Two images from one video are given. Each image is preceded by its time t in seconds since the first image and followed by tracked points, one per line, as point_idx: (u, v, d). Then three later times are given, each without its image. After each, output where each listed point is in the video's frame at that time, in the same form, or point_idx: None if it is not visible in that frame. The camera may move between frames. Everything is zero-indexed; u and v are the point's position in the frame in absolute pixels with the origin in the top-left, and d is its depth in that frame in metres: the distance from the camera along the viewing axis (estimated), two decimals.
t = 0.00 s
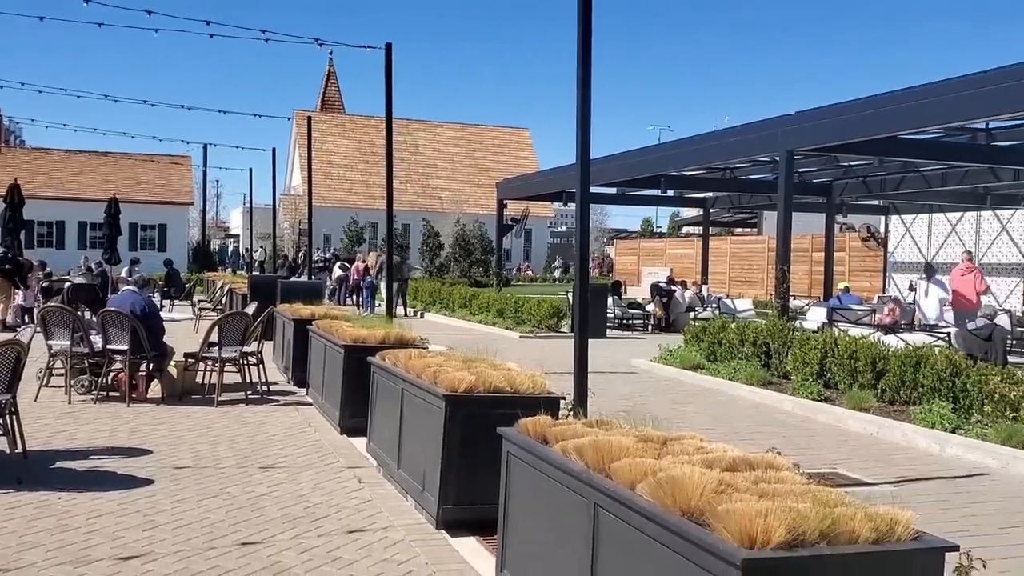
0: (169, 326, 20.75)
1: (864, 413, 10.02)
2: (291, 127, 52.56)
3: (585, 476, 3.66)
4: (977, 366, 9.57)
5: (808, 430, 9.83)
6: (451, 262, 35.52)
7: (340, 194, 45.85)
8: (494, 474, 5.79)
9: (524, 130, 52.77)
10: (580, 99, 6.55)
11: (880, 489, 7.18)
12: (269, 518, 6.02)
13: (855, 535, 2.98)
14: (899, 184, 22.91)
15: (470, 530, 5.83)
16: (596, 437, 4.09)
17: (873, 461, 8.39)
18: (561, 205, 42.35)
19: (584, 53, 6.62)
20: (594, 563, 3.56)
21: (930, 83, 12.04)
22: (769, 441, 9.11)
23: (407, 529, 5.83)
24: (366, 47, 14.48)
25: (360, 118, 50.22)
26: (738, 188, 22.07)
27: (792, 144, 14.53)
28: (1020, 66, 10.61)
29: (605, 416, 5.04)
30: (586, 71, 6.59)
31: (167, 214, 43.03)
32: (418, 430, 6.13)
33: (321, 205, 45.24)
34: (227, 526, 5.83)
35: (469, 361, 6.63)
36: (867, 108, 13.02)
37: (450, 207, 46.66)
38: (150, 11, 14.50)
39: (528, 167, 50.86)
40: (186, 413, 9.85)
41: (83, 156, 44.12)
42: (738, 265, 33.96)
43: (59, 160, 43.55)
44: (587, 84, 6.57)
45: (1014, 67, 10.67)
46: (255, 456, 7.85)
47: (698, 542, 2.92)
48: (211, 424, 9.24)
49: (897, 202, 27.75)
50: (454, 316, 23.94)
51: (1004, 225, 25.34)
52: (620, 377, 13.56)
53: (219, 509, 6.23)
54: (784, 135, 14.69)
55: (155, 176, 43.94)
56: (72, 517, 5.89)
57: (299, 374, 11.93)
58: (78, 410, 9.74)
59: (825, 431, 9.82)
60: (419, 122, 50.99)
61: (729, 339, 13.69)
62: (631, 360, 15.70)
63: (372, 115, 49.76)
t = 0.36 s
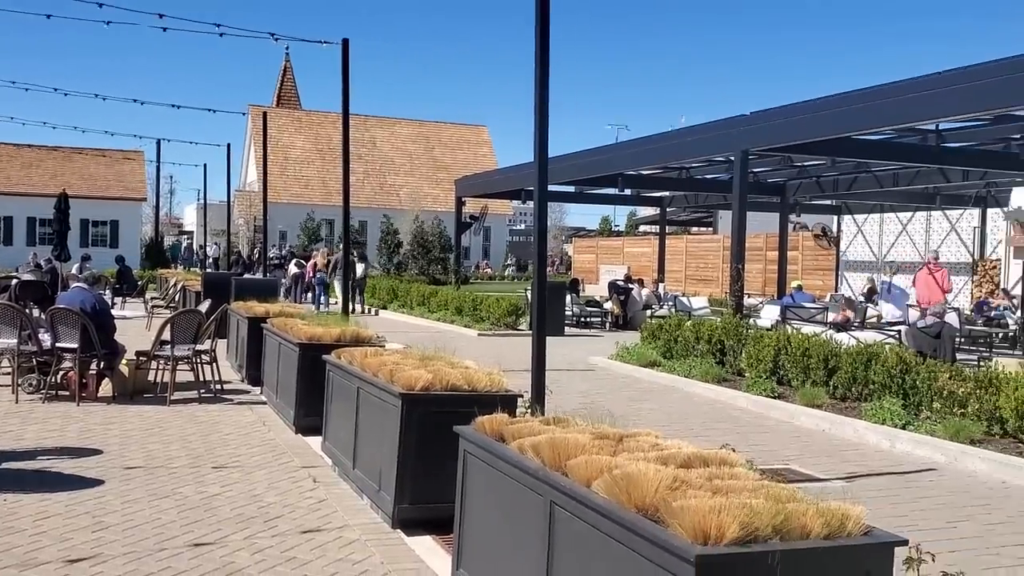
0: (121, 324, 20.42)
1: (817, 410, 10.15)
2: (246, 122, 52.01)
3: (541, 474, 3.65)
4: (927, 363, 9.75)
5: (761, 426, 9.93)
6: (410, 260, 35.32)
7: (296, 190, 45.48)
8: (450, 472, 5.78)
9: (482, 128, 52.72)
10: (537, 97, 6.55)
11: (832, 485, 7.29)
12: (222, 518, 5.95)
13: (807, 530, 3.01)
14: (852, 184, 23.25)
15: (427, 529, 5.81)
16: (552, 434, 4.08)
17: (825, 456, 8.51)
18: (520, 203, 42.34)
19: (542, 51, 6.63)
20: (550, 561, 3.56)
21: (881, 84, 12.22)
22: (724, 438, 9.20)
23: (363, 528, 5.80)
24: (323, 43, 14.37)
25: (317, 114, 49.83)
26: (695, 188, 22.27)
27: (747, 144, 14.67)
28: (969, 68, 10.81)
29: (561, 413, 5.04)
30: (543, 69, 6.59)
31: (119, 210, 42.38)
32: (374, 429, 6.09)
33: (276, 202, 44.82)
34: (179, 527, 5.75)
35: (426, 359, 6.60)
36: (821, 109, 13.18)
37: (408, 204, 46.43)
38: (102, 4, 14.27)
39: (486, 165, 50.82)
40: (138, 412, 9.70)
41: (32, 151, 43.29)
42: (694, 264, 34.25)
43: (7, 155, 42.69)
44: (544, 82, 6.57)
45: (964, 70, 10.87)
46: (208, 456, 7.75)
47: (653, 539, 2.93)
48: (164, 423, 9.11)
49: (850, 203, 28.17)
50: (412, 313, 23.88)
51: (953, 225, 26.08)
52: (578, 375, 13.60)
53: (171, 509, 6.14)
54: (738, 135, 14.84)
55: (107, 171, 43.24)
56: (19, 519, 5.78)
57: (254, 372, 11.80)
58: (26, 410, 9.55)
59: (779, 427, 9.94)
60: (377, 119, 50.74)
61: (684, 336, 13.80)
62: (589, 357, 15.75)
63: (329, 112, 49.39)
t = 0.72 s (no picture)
0: (78, 322, 20.11)
1: (777, 407, 10.25)
2: (207, 118, 51.47)
3: (503, 472, 3.65)
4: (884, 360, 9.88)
5: (722, 423, 10.01)
6: (373, 257, 35.06)
7: (258, 187, 45.07)
8: (413, 470, 5.76)
9: (447, 125, 52.58)
10: (501, 94, 6.55)
11: (792, 481, 7.36)
12: (180, 518, 5.89)
13: (765, 526, 3.04)
14: (812, 183, 23.49)
15: (389, 527, 5.79)
16: (515, 433, 4.08)
17: (785, 453, 8.59)
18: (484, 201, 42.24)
19: (505, 48, 6.62)
20: (511, 559, 3.56)
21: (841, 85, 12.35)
22: (685, 435, 9.25)
23: (324, 528, 5.76)
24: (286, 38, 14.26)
25: (280, 109, 49.44)
26: (658, 187, 22.41)
27: (709, 144, 14.77)
28: (927, 70, 10.96)
29: (525, 411, 5.04)
30: (507, 66, 6.58)
31: (77, 206, 41.77)
32: (336, 428, 6.05)
33: (237, 198, 44.40)
34: (136, 527, 5.67)
35: (389, 357, 6.56)
36: (782, 108, 13.29)
37: (371, 201, 46.18)
38: None
39: (450, 162, 50.69)
40: (96, 411, 9.57)
41: None
42: (657, 262, 34.42)
43: None
44: (508, 80, 6.56)
45: (922, 71, 11.01)
46: (167, 455, 7.65)
47: (615, 536, 2.94)
48: (122, 422, 8.99)
49: (811, 202, 28.48)
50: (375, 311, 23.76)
51: (911, 225, 26.48)
52: (541, 373, 13.63)
53: (128, 509, 6.06)
54: (701, 134, 14.94)
55: (64, 166, 42.59)
56: None
57: (214, 371, 11.68)
58: None
59: (740, 424, 10.03)
60: (340, 115, 50.44)
61: (647, 334, 13.87)
62: (552, 355, 15.78)
63: (292, 107, 49.02)
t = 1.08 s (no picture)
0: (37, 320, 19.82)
1: (740, 405, 10.34)
2: (171, 114, 50.92)
3: (467, 472, 3.65)
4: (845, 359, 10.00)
5: (686, 421, 10.08)
6: (339, 255, 34.83)
7: (222, 184, 44.66)
8: (377, 470, 5.74)
9: (414, 123, 52.42)
10: (467, 91, 6.54)
11: (754, 479, 7.43)
12: (141, 519, 5.82)
13: (727, 524, 3.06)
14: (775, 184, 23.70)
15: (353, 527, 5.77)
16: (480, 432, 4.08)
17: (748, 451, 8.66)
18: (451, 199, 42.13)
19: (472, 47, 6.61)
20: (475, 559, 3.56)
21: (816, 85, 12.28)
22: (649, 433, 9.30)
23: (287, 528, 5.72)
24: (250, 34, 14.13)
25: (244, 106, 49.03)
26: (625, 187, 22.52)
27: (675, 144, 14.85)
28: (890, 72, 11.08)
29: (490, 411, 5.04)
30: (474, 63, 6.58)
31: (36, 202, 41.17)
32: (299, 427, 6.02)
33: (201, 195, 43.98)
34: (95, 528, 5.60)
35: (353, 356, 6.53)
36: (757, 107, 13.21)
37: (337, 199, 45.93)
38: None
39: (417, 161, 50.54)
40: (55, 411, 9.43)
41: None
42: (623, 261, 34.56)
43: None
44: (475, 78, 6.56)
45: (885, 74, 11.13)
46: (128, 455, 7.56)
47: (578, 534, 2.95)
48: (82, 422, 8.87)
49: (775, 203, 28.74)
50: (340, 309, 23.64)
51: (873, 226, 26.81)
52: (507, 371, 13.63)
53: (88, 510, 5.98)
54: (667, 135, 15.01)
55: (23, 162, 41.95)
56: None
57: (176, 370, 11.56)
58: None
59: (704, 422, 10.10)
60: (306, 112, 50.11)
61: (613, 333, 13.93)
62: (518, 355, 15.78)
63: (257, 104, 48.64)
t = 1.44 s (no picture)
0: None
1: (698, 404, 10.44)
2: (126, 109, 50.24)
3: (424, 471, 3.64)
4: (800, 357, 10.13)
5: (644, 419, 10.15)
6: (297, 253, 34.56)
7: (179, 181, 44.12)
8: (335, 469, 5.71)
9: (373, 121, 52.17)
10: (427, 90, 6.53)
11: (710, 477, 7.51)
12: (94, 521, 5.74)
13: (682, 522, 3.09)
14: (733, 185, 23.94)
15: (310, 527, 5.74)
16: (438, 431, 4.07)
17: (704, 449, 8.75)
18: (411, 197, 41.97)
19: (432, 45, 6.60)
20: (433, 559, 3.56)
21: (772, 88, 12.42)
22: (607, 431, 9.35)
23: (243, 528, 5.68)
24: (206, 30, 13.97)
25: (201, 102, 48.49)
26: (586, 186, 22.63)
27: (634, 144, 14.94)
28: (845, 75, 11.24)
29: (448, 410, 5.04)
30: (434, 61, 6.57)
31: None
32: (255, 427, 5.97)
33: (156, 191, 43.41)
34: (47, 531, 5.51)
35: (310, 355, 6.49)
36: (714, 109, 13.32)
37: (296, 196, 45.58)
38: None
39: (377, 158, 50.32)
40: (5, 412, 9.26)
41: None
42: (583, 261, 34.69)
43: None
44: (435, 76, 6.55)
45: (836, 77, 11.34)
46: (80, 456, 7.45)
47: (535, 532, 2.95)
48: (32, 423, 8.72)
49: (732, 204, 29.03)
50: (298, 308, 23.45)
51: (828, 226, 27.15)
52: (466, 370, 13.62)
53: (38, 512, 5.89)
54: (627, 135, 15.09)
55: None
56: None
57: (130, 369, 11.40)
58: None
59: (662, 420, 10.18)
60: (264, 109, 49.68)
61: (573, 332, 13.98)
62: (478, 354, 15.77)
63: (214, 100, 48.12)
